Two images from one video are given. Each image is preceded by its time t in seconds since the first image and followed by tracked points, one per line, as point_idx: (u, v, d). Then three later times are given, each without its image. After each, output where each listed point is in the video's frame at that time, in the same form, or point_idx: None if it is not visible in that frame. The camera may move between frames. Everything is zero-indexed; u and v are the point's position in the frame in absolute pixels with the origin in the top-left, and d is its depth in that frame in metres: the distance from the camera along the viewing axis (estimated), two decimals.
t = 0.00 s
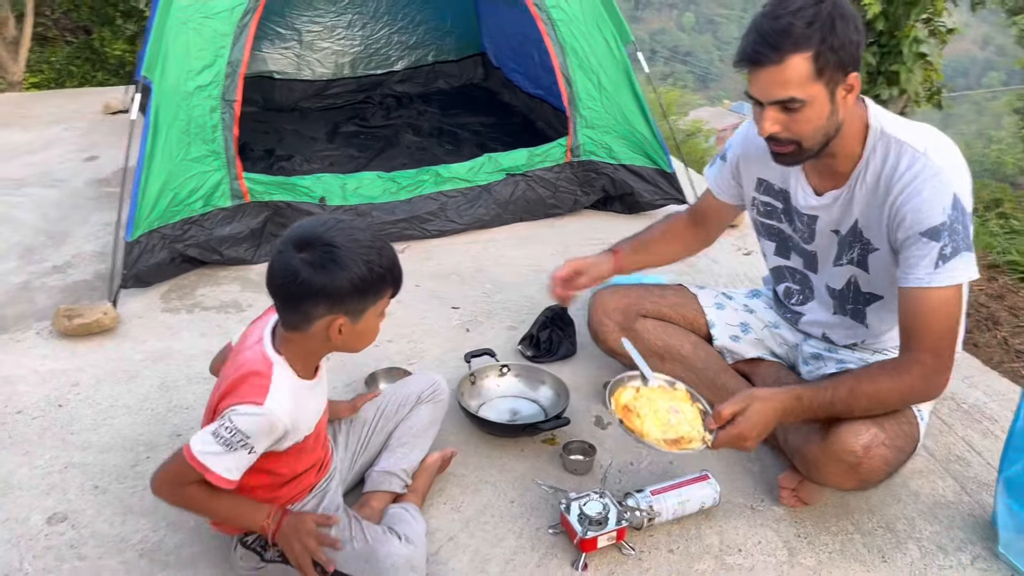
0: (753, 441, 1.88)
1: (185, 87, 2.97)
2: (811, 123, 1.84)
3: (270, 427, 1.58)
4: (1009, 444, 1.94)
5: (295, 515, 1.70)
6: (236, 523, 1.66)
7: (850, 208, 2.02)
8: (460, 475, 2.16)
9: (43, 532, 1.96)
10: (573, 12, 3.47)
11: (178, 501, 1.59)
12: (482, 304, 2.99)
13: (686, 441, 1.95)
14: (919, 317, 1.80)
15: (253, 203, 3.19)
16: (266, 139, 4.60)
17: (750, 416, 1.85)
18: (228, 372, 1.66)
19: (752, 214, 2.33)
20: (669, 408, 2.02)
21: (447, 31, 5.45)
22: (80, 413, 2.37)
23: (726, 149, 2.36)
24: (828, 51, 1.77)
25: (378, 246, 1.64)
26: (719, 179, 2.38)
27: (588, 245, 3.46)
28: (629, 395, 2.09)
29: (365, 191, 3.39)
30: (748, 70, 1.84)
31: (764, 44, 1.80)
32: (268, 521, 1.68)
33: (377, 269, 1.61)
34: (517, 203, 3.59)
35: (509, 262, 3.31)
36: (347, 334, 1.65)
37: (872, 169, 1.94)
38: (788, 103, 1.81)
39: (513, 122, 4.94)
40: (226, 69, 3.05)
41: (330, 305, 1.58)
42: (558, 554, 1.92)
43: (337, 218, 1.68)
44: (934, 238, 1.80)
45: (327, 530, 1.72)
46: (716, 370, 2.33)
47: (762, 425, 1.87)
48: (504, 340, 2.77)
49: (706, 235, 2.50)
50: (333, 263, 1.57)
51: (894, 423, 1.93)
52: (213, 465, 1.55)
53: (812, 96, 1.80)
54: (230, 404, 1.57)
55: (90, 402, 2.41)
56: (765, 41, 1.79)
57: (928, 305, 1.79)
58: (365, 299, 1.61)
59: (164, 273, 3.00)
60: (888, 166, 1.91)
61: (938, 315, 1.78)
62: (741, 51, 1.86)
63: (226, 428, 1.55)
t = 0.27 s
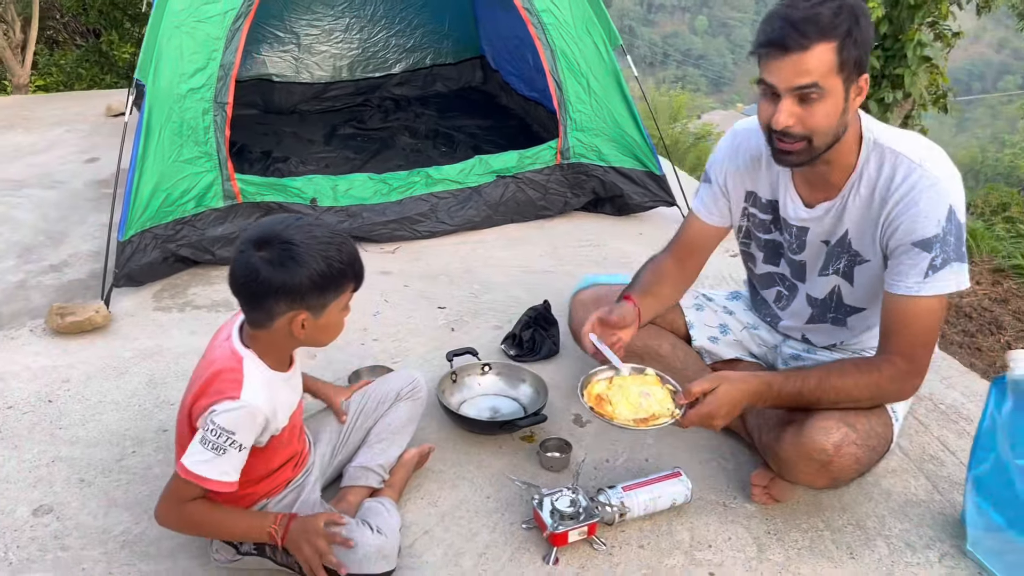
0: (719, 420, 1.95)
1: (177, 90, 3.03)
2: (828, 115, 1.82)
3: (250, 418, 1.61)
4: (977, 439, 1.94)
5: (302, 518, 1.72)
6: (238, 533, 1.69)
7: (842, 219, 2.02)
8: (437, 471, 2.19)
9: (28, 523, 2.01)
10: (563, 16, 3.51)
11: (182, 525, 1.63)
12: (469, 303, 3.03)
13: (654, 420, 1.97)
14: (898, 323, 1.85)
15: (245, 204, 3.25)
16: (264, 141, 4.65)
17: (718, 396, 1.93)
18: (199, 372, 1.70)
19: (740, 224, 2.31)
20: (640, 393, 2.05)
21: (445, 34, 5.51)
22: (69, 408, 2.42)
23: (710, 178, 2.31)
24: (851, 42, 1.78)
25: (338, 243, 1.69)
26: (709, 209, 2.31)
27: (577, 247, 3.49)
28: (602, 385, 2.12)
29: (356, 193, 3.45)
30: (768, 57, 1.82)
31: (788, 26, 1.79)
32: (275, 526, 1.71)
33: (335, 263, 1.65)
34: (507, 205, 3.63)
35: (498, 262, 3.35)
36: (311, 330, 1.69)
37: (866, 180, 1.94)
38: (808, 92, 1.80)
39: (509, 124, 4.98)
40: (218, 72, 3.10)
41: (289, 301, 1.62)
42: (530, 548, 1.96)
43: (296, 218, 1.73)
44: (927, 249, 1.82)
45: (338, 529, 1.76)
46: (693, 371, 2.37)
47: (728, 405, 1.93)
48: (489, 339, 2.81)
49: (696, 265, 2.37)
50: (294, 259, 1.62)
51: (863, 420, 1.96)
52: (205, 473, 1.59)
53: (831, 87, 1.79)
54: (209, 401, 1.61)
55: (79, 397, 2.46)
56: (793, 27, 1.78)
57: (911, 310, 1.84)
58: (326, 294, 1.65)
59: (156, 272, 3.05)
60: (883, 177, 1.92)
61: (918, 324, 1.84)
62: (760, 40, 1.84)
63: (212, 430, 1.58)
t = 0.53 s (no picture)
0: (722, 415, 1.93)
1: (175, 92, 3.08)
2: (848, 119, 1.82)
3: (238, 414, 1.65)
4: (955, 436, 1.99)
5: (307, 513, 1.72)
6: (244, 532, 1.70)
7: (840, 227, 2.03)
8: (427, 466, 2.23)
9: (24, 516, 2.05)
10: (558, 19, 3.56)
11: (190, 532, 1.67)
12: (463, 302, 3.07)
13: (666, 420, 1.96)
14: (891, 329, 1.89)
15: (243, 204, 3.29)
16: (264, 143, 4.70)
17: (721, 392, 1.92)
18: (185, 374, 1.73)
19: (731, 224, 2.32)
20: (644, 391, 2.04)
21: (444, 37, 5.55)
22: (67, 405, 2.46)
23: (699, 168, 2.33)
24: (874, 46, 1.78)
25: (319, 242, 1.73)
26: (696, 200, 2.33)
27: (571, 247, 3.53)
28: (603, 386, 2.10)
29: (352, 194, 3.49)
30: (792, 57, 1.80)
31: (815, 25, 1.77)
32: (279, 521, 1.71)
33: (316, 263, 1.69)
34: (502, 206, 3.67)
35: (493, 262, 3.39)
36: (292, 328, 1.72)
37: (868, 191, 1.96)
38: (830, 95, 1.79)
39: (508, 127, 5.02)
40: (216, 74, 3.15)
41: (271, 299, 1.66)
42: (516, 541, 1.99)
43: (276, 217, 1.76)
44: (926, 260, 1.86)
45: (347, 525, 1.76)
46: (680, 366, 2.41)
47: (729, 399, 1.92)
48: (481, 337, 2.84)
49: (676, 253, 2.40)
50: (273, 258, 1.65)
51: (842, 418, 2.01)
52: (205, 475, 1.62)
53: (853, 91, 1.79)
54: (194, 405, 1.64)
55: (77, 394, 2.51)
56: (818, 26, 1.76)
57: (901, 316, 1.88)
58: (307, 292, 1.69)
59: (155, 272, 3.10)
60: (885, 188, 1.94)
61: (906, 332, 1.88)
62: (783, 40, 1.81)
63: (204, 434, 1.61)
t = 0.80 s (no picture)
0: (722, 414, 1.93)
1: (175, 97, 3.10)
2: (828, 166, 1.84)
3: (239, 410, 1.66)
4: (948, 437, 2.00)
5: (302, 522, 1.74)
6: (241, 536, 1.72)
7: (841, 235, 2.04)
8: (424, 468, 2.25)
9: (25, 519, 2.07)
10: (555, 23, 3.57)
11: (187, 528, 1.69)
12: (462, 305, 3.08)
13: (666, 414, 1.98)
14: (889, 338, 1.92)
15: (243, 209, 3.31)
16: (266, 148, 4.72)
17: (722, 391, 1.92)
18: (190, 374, 1.75)
19: (727, 227, 2.34)
20: (645, 387, 2.09)
21: (444, 41, 5.58)
22: (68, 408, 2.49)
23: (699, 164, 2.35)
24: (861, 103, 1.76)
25: (327, 245, 1.75)
26: (692, 195, 2.36)
27: (570, 249, 3.54)
28: (605, 378, 2.15)
29: (352, 198, 3.51)
30: (775, 105, 1.80)
31: (798, 82, 1.75)
32: (274, 530, 1.73)
33: (320, 267, 1.70)
34: (501, 209, 3.69)
35: (492, 265, 3.40)
36: (296, 329, 1.74)
37: (872, 202, 1.97)
38: (812, 147, 1.80)
39: (508, 130, 5.04)
40: (215, 80, 3.18)
41: (275, 299, 1.68)
42: (512, 542, 2.01)
43: (285, 220, 1.77)
44: (926, 271, 1.88)
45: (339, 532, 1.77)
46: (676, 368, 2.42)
47: (730, 399, 1.92)
48: (479, 340, 2.85)
49: (667, 247, 2.45)
50: (279, 259, 1.67)
51: (836, 421, 2.03)
52: (206, 471, 1.64)
53: (836, 143, 1.80)
54: (198, 401, 1.65)
55: (78, 398, 2.53)
56: (803, 83, 1.75)
57: (898, 325, 1.91)
58: (312, 294, 1.71)
59: (156, 276, 3.12)
60: (889, 200, 1.95)
61: (902, 340, 1.91)
62: (771, 84, 1.80)
63: (205, 430, 1.63)
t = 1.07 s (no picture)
0: (719, 415, 1.92)
1: (170, 99, 3.09)
2: (826, 171, 1.83)
3: (249, 403, 1.57)
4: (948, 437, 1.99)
5: (294, 517, 1.69)
6: (235, 528, 1.65)
7: (841, 237, 2.03)
8: (422, 471, 2.23)
9: (20, 525, 2.06)
10: (552, 22, 3.55)
11: (179, 513, 1.61)
12: (459, 306, 3.07)
13: (659, 415, 1.96)
14: (888, 339, 1.91)
15: (240, 211, 3.30)
16: (263, 149, 4.71)
17: (719, 391, 1.91)
18: (202, 365, 1.67)
19: (727, 229, 2.33)
20: (641, 388, 2.09)
21: (441, 41, 5.56)
22: (64, 413, 2.47)
23: (695, 168, 2.34)
24: (857, 108, 1.75)
25: (324, 237, 1.65)
26: (689, 199, 2.36)
27: (567, 250, 3.53)
28: (600, 379, 2.15)
29: (349, 199, 3.50)
30: (770, 113, 1.79)
31: (791, 90, 1.74)
32: (266, 523, 1.66)
33: (312, 262, 1.61)
34: (499, 209, 3.68)
35: (490, 266, 3.39)
36: (291, 323, 1.63)
37: (871, 203, 1.96)
38: (808, 154, 1.79)
39: (506, 130, 5.02)
40: (211, 82, 3.17)
41: (264, 290, 1.59)
42: (510, 545, 1.99)
43: (291, 215, 1.71)
44: (926, 271, 1.87)
45: (327, 531, 1.73)
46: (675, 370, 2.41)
47: (727, 400, 1.91)
48: (477, 341, 2.84)
49: (667, 250, 2.46)
50: (272, 250, 1.60)
51: (835, 422, 2.02)
52: (206, 456, 1.53)
53: (834, 148, 1.78)
54: (209, 389, 1.56)
55: (74, 402, 2.52)
56: (797, 90, 1.73)
57: (899, 327, 1.90)
58: (300, 286, 1.60)
59: (152, 279, 3.11)
60: (889, 200, 1.94)
61: (902, 340, 1.90)
62: (764, 92, 1.80)
63: (212, 417, 1.53)
